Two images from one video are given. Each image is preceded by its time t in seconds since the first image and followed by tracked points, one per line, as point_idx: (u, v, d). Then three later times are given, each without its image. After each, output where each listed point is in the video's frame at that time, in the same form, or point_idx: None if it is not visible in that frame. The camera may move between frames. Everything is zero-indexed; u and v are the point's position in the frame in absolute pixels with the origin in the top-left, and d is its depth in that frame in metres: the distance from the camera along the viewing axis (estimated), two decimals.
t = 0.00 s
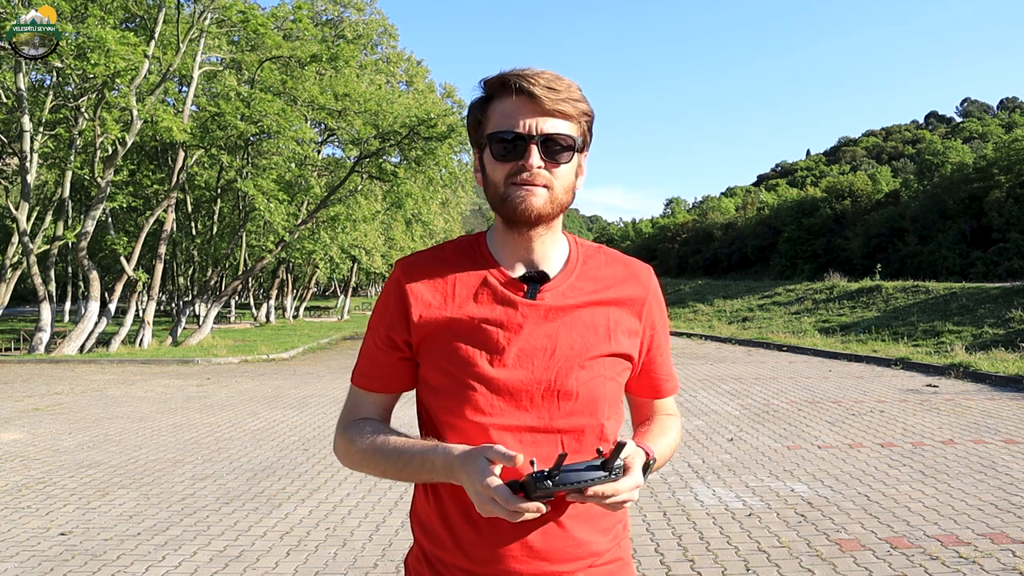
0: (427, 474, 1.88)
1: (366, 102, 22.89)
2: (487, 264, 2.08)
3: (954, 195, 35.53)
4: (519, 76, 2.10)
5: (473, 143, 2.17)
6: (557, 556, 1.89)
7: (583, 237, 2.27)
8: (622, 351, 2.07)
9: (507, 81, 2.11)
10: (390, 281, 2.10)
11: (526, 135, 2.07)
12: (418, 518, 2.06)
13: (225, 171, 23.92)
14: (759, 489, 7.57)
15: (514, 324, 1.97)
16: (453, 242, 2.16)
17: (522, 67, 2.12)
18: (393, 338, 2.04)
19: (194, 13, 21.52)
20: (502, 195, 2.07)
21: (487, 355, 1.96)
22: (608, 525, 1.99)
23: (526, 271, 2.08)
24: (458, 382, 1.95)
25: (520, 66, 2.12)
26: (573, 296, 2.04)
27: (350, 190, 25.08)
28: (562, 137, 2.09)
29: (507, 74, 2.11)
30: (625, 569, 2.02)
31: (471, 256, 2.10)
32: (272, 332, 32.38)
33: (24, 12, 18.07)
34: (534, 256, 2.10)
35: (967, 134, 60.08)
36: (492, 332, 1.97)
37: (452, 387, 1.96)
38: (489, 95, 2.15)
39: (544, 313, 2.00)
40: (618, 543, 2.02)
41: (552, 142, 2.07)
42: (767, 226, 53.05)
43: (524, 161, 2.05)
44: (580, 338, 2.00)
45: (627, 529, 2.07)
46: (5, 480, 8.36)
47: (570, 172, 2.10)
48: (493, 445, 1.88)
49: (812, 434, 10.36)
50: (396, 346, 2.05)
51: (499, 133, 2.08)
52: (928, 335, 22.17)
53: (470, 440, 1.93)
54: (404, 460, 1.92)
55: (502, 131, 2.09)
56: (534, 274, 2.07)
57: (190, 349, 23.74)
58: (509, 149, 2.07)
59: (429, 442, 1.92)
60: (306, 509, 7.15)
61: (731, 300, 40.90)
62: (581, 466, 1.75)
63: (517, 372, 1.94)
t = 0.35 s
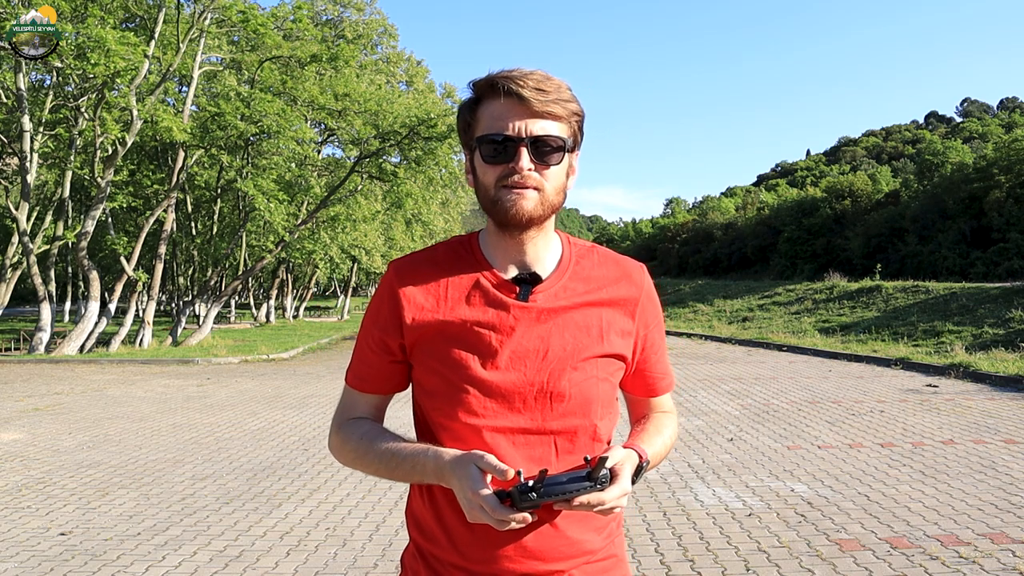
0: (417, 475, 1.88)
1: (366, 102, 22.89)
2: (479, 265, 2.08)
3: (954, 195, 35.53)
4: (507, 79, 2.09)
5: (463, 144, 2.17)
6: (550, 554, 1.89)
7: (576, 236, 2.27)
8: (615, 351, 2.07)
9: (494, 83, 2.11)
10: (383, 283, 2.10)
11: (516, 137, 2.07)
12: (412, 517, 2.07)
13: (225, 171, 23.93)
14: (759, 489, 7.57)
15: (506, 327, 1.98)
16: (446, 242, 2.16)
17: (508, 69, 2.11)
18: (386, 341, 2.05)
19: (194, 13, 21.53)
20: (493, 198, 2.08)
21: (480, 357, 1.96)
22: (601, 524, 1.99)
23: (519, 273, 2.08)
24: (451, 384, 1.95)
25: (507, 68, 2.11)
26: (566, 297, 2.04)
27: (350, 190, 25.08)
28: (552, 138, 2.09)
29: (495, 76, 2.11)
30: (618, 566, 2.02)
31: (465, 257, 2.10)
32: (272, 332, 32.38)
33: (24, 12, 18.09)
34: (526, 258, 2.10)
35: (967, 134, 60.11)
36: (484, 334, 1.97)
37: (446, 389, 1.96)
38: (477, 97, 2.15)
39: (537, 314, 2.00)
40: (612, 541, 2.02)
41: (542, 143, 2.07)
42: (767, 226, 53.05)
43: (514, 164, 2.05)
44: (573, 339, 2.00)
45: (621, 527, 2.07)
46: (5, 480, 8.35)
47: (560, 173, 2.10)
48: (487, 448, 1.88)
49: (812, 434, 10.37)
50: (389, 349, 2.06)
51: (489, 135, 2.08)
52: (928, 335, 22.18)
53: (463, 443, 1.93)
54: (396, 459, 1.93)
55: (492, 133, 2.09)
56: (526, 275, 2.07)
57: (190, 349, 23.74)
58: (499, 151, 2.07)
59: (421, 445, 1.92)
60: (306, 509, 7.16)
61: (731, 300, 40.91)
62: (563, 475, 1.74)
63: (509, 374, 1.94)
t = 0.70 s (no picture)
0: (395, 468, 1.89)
1: (366, 102, 22.90)
2: (477, 266, 2.08)
3: (954, 195, 35.53)
4: (504, 82, 2.09)
5: (460, 148, 2.17)
6: (547, 553, 1.89)
7: (572, 237, 2.27)
8: (611, 351, 2.07)
9: (491, 87, 2.11)
10: (382, 284, 2.10)
11: (514, 140, 2.07)
12: (411, 517, 2.06)
13: (225, 172, 23.93)
14: (759, 489, 7.57)
15: (503, 326, 1.97)
16: (444, 245, 2.15)
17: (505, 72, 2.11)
18: (384, 342, 2.05)
19: (194, 12, 21.52)
20: (491, 200, 2.07)
21: (477, 357, 1.96)
22: (599, 522, 1.99)
23: (515, 273, 2.08)
24: (449, 383, 1.95)
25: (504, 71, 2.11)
26: (562, 297, 2.04)
27: (350, 190, 25.08)
28: (549, 140, 2.09)
29: (492, 80, 2.11)
30: (615, 566, 2.02)
31: (463, 258, 2.10)
32: (272, 332, 32.38)
33: (24, 12, 18.11)
34: (523, 258, 2.10)
35: (967, 134, 60.10)
36: (482, 333, 1.97)
37: (443, 388, 1.96)
38: (474, 101, 2.15)
39: (534, 315, 2.00)
40: (609, 540, 2.01)
41: (540, 145, 2.07)
42: (767, 226, 53.06)
43: (513, 166, 2.05)
44: (569, 338, 2.00)
45: (618, 526, 2.08)
46: (5, 480, 8.35)
47: (558, 176, 2.11)
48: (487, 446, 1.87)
49: (812, 434, 10.37)
50: (388, 351, 2.06)
51: (487, 138, 2.08)
52: (928, 335, 22.18)
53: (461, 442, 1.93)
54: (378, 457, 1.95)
55: (489, 136, 2.08)
56: (523, 275, 2.07)
57: (190, 348, 23.73)
58: (496, 154, 2.07)
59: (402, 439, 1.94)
60: (306, 509, 7.16)
61: (731, 300, 40.92)
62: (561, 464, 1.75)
63: (506, 373, 1.94)
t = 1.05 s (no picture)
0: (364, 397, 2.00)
1: (366, 102, 22.90)
2: (481, 262, 2.08)
3: (954, 195, 35.52)
4: (503, 85, 2.09)
5: (461, 152, 2.18)
6: (548, 548, 1.88)
7: (575, 236, 2.26)
8: (613, 346, 2.06)
9: (491, 90, 2.11)
10: (388, 281, 2.12)
11: (515, 141, 2.07)
12: (415, 513, 2.06)
13: (225, 171, 23.93)
14: (759, 489, 7.57)
15: (505, 318, 1.99)
16: (449, 243, 2.16)
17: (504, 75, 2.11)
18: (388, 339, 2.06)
19: (194, 12, 21.51)
20: (495, 202, 2.07)
21: (479, 348, 1.97)
22: (600, 519, 1.97)
23: (519, 268, 2.08)
24: (452, 378, 1.96)
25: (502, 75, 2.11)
26: (565, 291, 2.04)
27: (350, 190, 25.08)
28: (549, 140, 2.08)
29: (491, 84, 2.11)
30: (620, 568, 1.99)
31: (467, 257, 2.11)
32: (272, 332, 32.38)
33: (24, 12, 18.11)
34: (526, 256, 2.10)
35: (967, 134, 60.10)
36: (484, 326, 1.98)
37: (446, 383, 1.97)
38: (474, 104, 2.16)
39: (535, 308, 2.01)
40: (612, 538, 1.99)
41: (540, 145, 2.07)
42: (767, 226, 53.06)
43: (515, 167, 2.05)
44: (571, 331, 2.01)
45: (624, 525, 2.05)
46: (5, 480, 8.36)
47: (559, 174, 2.10)
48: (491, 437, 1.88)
49: (812, 434, 10.36)
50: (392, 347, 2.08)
51: (488, 141, 2.09)
52: (928, 335, 22.18)
53: (463, 432, 1.93)
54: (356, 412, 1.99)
55: (491, 139, 2.09)
56: (525, 270, 2.07)
57: (190, 348, 23.73)
58: (498, 156, 2.07)
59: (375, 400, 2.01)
60: (306, 509, 7.16)
61: (731, 300, 40.92)
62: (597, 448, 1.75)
63: (507, 363, 1.95)
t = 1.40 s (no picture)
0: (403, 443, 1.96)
1: (366, 102, 22.92)
2: (488, 264, 2.08)
3: (954, 195, 35.51)
4: (514, 84, 2.10)
5: (471, 153, 2.18)
6: (552, 549, 1.88)
7: (583, 238, 2.26)
8: (620, 347, 2.06)
9: (501, 90, 2.11)
10: (397, 284, 2.12)
11: (525, 140, 2.07)
12: (420, 514, 2.06)
13: (225, 172, 23.93)
14: (759, 489, 7.57)
15: (512, 318, 1.98)
16: (458, 246, 2.17)
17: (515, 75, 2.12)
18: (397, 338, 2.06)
19: (194, 12, 21.50)
20: (505, 201, 2.07)
21: (486, 349, 1.97)
22: (606, 521, 1.97)
23: (526, 269, 2.08)
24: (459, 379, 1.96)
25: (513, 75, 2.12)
26: (571, 292, 2.04)
27: (350, 189, 25.07)
28: (559, 140, 2.09)
29: (501, 83, 2.12)
30: (624, 569, 2.00)
31: (475, 258, 2.11)
32: (272, 332, 32.37)
33: (24, 12, 18.10)
34: (533, 255, 2.10)
35: (967, 134, 60.10)
36: (491, 327, 1.98)
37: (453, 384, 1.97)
38: (484, 104, 2.16)
39: (542, 308, 2.00)
40: (617, 541, 1.99)
41: (551, 145, 2.07)
42: (767, 226, 53.06)
43: (525, 166, 2.05)
44: (579, 332, 2.00)
45: (628, 527, 2.05)
46: (5, 480, 8.36)
47: (568, 174, 2.10)
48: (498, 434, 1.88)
49: (812, 434, 10.37)
50: (399, 346, 2.08)
51: (497, 140, 2.08)
52: (928, 335, 22.18)
53: (470, 433, 1.93)
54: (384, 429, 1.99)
55: (500, 137, 2.08)
56: (532, 270, 2.07)
57: (190, 348, 23.73)
58: (507, 155, 2.07)
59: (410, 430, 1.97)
60: (306, 509, 7.16)
61: (731, 300, 40.92)
62: (586, 444, 1.74)
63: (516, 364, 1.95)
